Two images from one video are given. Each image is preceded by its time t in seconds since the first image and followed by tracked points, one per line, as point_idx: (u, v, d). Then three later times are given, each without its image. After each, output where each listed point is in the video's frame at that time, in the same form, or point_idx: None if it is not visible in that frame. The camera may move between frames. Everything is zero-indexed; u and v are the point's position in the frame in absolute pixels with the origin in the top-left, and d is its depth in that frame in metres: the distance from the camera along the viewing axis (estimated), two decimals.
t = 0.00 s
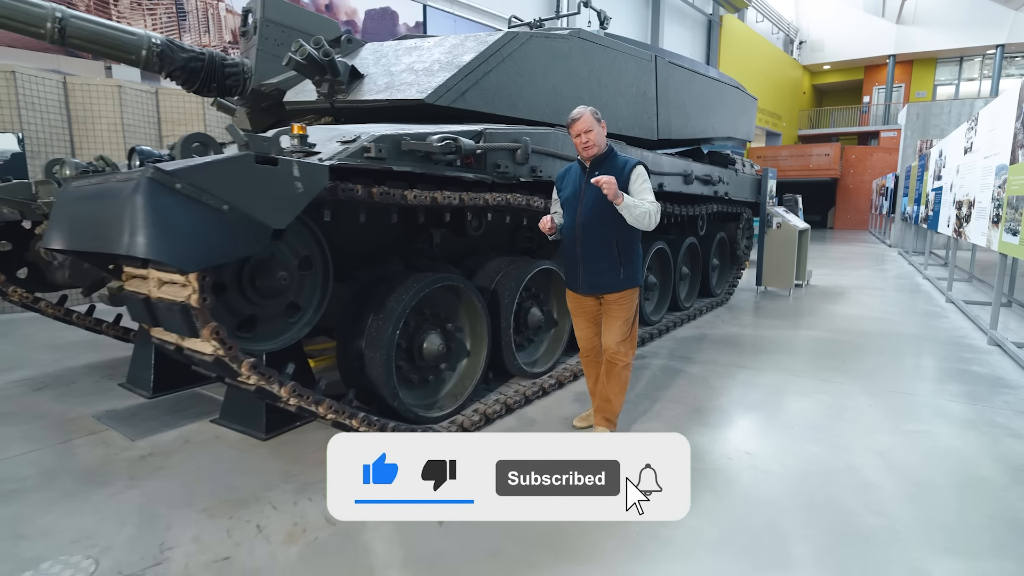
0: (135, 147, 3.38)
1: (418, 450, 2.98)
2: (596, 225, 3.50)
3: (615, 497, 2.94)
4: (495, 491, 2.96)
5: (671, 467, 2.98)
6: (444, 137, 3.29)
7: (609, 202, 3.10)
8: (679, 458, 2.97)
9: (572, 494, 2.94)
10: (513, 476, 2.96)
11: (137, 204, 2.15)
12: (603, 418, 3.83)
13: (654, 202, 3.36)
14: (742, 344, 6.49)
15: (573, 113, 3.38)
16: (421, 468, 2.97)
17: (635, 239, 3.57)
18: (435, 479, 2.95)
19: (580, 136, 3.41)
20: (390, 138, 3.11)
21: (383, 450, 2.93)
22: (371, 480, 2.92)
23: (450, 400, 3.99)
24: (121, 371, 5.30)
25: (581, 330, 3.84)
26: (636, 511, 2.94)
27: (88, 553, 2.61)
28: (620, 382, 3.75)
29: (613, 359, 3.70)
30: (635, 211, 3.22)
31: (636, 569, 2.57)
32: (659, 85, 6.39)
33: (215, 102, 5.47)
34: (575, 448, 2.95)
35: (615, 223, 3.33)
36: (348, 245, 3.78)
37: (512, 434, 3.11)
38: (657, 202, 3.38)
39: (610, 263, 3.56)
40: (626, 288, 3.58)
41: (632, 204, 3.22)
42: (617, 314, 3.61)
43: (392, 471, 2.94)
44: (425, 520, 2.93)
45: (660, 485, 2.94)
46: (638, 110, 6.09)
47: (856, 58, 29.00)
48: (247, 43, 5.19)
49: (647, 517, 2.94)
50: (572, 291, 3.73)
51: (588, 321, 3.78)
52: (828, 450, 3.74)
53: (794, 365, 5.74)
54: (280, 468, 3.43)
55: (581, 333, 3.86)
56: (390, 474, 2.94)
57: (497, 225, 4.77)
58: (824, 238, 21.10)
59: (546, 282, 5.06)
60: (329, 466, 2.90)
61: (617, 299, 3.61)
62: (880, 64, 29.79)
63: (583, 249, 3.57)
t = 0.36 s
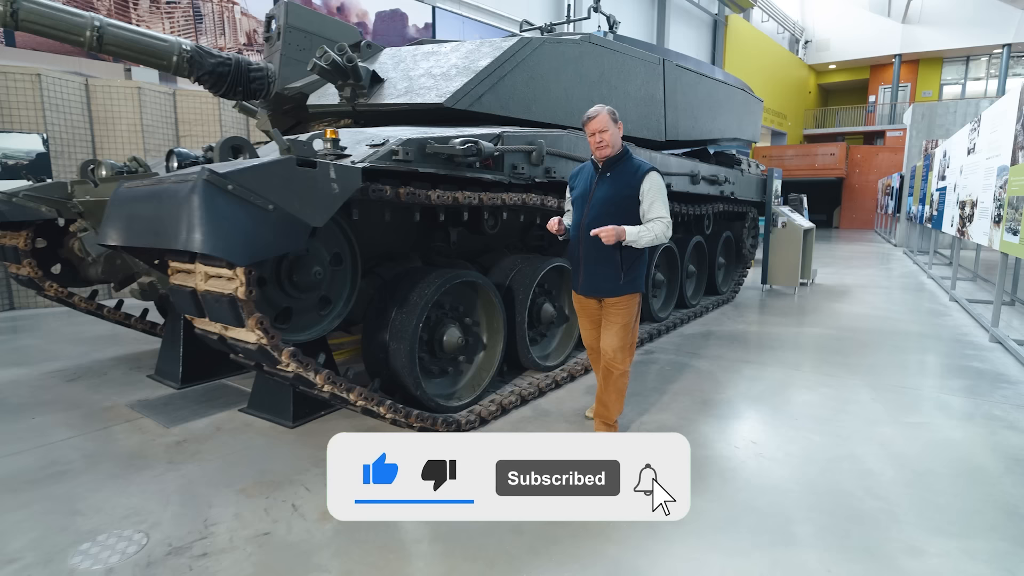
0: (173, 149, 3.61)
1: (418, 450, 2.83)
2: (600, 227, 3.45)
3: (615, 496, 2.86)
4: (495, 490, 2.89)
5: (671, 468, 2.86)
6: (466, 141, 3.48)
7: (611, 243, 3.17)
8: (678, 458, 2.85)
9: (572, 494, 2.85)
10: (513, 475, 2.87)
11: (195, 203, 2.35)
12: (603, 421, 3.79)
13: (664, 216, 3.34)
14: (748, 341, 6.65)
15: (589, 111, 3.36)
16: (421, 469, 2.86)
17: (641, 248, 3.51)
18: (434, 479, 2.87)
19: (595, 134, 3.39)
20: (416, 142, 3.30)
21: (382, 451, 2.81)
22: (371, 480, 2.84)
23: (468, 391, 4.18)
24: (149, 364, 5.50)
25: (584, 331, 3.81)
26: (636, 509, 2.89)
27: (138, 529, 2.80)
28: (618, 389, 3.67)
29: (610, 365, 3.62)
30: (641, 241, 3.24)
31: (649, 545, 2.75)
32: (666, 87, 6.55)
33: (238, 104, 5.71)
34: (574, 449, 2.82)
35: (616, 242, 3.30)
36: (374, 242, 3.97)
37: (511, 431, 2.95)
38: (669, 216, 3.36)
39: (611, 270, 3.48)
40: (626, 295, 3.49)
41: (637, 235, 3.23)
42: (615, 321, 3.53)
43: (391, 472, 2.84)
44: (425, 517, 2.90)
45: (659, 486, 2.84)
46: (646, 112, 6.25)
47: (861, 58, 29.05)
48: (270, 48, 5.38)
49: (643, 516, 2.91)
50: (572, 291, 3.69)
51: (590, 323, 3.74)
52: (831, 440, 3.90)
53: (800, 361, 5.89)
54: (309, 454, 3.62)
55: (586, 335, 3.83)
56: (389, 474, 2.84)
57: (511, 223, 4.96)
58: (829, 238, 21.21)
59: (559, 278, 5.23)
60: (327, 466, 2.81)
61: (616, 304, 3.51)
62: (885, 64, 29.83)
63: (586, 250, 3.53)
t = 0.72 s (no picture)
0: (208, 152, 3.83)
1: (418, 450, 3.20)
2: (610, 227, 3.58)
3: (615, 496, 3.05)
4: (495, 491, 3.10)
5: (673, 469, 3.15)
6: (485, 143, 3.65)
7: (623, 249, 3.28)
8: (676, 457, 3.21)
9: (571, 494, 3.06)
10: (513, 475, 3.13)
11: (241, 203, 2.55)
12: (615, 413, 3.91)
13: (676, 217, 3.45)
14: (755, 338, 6.80)
15: (604, 108, 3.46)
16: (421, 468, 3.15)
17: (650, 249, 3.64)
18: (434, 479, 3.11)
19: (610, 133, 3.51)
20: (439, 144, 3.48)
21: (382, 450, 3.17)
22: (371, 480, 3.07)
23: (485, 382, 4.36)
24: (177, 357, 5.73)
25: (585, 327, 3.94)
26: (635, 511, 3.01)
27: (183, 506, 3.01)
28: (630, 386, 3.82)
29: (622, 366, 3.76)
30: (652, 243, 3.36)
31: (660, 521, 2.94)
32: (675, 89, 6.71)
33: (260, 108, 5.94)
34: (568, 450, 3.23)
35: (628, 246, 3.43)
36: (397, 240, 4.16)
37: (517, 442, 3.38)
38: (680, 217, 3.48)
39: (621, 270, 3.61)
40: (634, 295, 3.63)
41: (649, 237, 3.35)
42: (626, 322, 3.67)
43: (393, 472, 3.11)
44: (425, 518, 2.98)
45: (660, 485, 3.05)
46: (655, 114, 6.41)
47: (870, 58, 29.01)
48: (294, 53, 5.58)
49: (647, 517, 2.98)
50: (582, 288, 3.83)
51: (591, 321, 3.88)
52: (834, 430, 4.06)
53: (805, 357, 6.04)
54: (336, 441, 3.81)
55: (587, 333, 3.96)
56: (390, 473, 3.11)
57: (526, 222, 5.13)
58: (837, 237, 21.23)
59: (571, 275, 5.40)
60: (331, 470, 3.13)
61: (625, 304, 3.65)
62: (894, 63, 29.77)
63: (596, 249, 3.66)
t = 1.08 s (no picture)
0: (241, 154, 4.00)
1: (417, 450, 3.16)
2: (615, 227, 3.62)
3: (615, 496, 3.04)
4: (496, 491, 3.08)
5: (673, 466, 3.16)
6: (504, 146, 3.83)
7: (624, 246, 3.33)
8: (678, 456, 3.20)
9: (572, 494, 3.05)
10: (513, 475, 3.11)
11: (282, 203, 2.75)
12: (626, 405, 3.98)
13: (678, 216, 3.51)
14: (764, 335, 6.93)
15: (606, 110, 3.51)
16: (421, 468, 3.11)
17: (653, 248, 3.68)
18: (434, 479, 3.08)
19: (612, 134, 3.54)
20: (461, 147, 3.67)
21: (383, 450, 3.12)
22: (370, 480, 3.05)
23: (502, 375, 4.55)
24: (204, 352, 5.97)
25: (584, 322, 3.89)
26: (636, 511, 3.00)
27: (222, 488, 3.21)
28: (639, 379, 3.91)
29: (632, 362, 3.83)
30: (653, 242, 3.43)
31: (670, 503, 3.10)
32: (686, 91, 6.86)
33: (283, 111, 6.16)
34: (572, 448, 3.18)
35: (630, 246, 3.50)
36: (419, 239, 4.36)
37: (517, 443, 3.34)
38: (681, 217, 3.54)
39: (626, 269, 3.65)
40: (640, 294, 3.67)
41: (650, 236, 3.43)
42: (632, 320, 3.71)
43: (392, 472, 3.08)
44: (424, 518, 2.96)
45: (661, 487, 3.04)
46: (666, 116, 6.56)
47: (882, 57, 28.93)
48: (317, 58, 5.79)
49: (647, 517, 2.98)
50: (587, 288, 3.83)
51: (595, 313, 3.82)
52: (839, 423, 4.21)
53: (813, 354, 6.16)
54: (362, 429, 4.00)
55: (585, 329, 3.91)
56: (390, 474, 3.08)
57: (540, 222, 5.31)
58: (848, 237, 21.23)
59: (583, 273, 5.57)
60: (331, 470, 3.10)
61: (631, 303, 3.69)
62: (906, 62, 29.66)
63: (602, 249, 3.69)
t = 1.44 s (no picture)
0: (273, 157, 4.14)
1: (418, 450, 3.23)
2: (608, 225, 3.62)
3: (615, 496, 3.08)
4: (496, 491, 3.11)
5: (671, 461, 3.21)
6: (524, 148, 4.00)
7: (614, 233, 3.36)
8: (676, 456, 3.23)
9: (571, 494, 3.08)
10: (513, 475, 3.15)
11: (320, 204, 2.94)
12: (638, 399, 4.09)
13: (670, 210, 3.54)
14: (774, 333, 7.06)
15: (593, 114, 3.54)
16: (422, 468, 3.16)
17: (647, 244, 3.71)
18: (435, 479, 3.12)
19: (599, 136, 3.58)
20: (484, 150, 3.84)
21: (384, 450, 3.19)
22: (371, 480, 3.10)
23: (520, 369, 4.72)
24: (232, 346, 6.21)
25: (581, 324, 3.87)
26: (636, 510, 3.03)
27: (261, 471, 3.42)
28: (646, 373, 4.01)
29: (637, 359, 3.90)
30: (648, 231, 3.44)
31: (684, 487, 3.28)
32: (698, 93, 6.99)
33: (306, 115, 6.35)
34: (570, 449, 3.23)
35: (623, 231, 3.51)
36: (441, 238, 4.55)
37: (515, 444, 3.40)
38: (674, 210, 3.57)
39: (622, 266, 3.66)
40: (636, 291, 3.69)
41: (644, 226, 3.43)
42: (630, 320, 3.73)
43: (393, 471, 3.14)
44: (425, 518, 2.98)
45: (660, 485, 3.09)
46: (679, 118, 6.70)
47: (895, 56, 28.79)
48: (341, 63, 5.99)
49: (648, 516, 2.99)
50: (582, 290, 3.81)
51: (590, 315, 3.81)
52: (847, 416, 4.35)
53: (823, 351, 6.28)
54: (388, 419, 4.20)
55: (582, 330, 3.88)
56: (391, 473, 3.13)
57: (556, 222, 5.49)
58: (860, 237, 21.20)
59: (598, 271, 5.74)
60: (331, 469, 3.15)
61: (627, 302, 3.70)
62: (921, 60, 29.45)
63: (597, 248, 3.69)
